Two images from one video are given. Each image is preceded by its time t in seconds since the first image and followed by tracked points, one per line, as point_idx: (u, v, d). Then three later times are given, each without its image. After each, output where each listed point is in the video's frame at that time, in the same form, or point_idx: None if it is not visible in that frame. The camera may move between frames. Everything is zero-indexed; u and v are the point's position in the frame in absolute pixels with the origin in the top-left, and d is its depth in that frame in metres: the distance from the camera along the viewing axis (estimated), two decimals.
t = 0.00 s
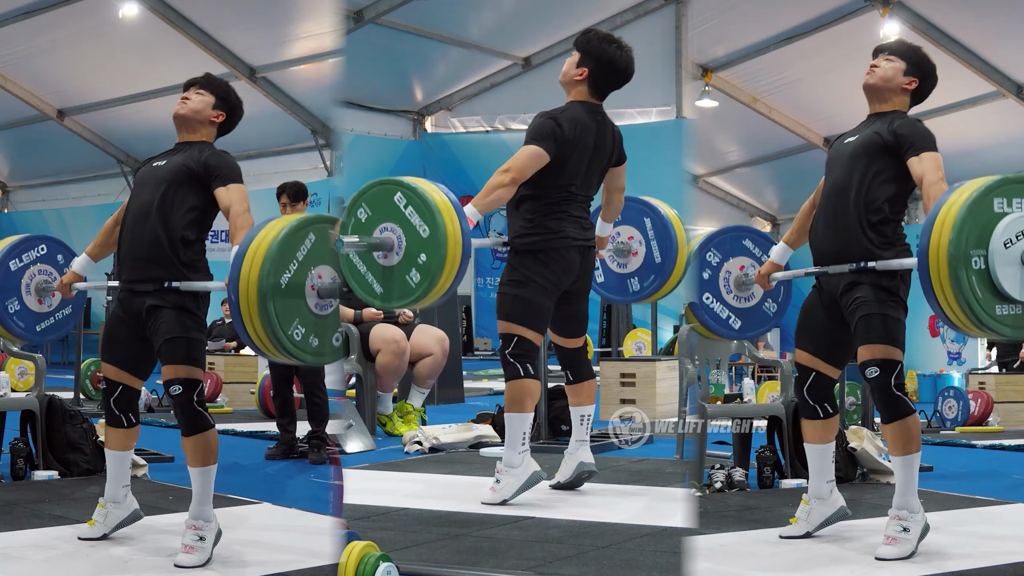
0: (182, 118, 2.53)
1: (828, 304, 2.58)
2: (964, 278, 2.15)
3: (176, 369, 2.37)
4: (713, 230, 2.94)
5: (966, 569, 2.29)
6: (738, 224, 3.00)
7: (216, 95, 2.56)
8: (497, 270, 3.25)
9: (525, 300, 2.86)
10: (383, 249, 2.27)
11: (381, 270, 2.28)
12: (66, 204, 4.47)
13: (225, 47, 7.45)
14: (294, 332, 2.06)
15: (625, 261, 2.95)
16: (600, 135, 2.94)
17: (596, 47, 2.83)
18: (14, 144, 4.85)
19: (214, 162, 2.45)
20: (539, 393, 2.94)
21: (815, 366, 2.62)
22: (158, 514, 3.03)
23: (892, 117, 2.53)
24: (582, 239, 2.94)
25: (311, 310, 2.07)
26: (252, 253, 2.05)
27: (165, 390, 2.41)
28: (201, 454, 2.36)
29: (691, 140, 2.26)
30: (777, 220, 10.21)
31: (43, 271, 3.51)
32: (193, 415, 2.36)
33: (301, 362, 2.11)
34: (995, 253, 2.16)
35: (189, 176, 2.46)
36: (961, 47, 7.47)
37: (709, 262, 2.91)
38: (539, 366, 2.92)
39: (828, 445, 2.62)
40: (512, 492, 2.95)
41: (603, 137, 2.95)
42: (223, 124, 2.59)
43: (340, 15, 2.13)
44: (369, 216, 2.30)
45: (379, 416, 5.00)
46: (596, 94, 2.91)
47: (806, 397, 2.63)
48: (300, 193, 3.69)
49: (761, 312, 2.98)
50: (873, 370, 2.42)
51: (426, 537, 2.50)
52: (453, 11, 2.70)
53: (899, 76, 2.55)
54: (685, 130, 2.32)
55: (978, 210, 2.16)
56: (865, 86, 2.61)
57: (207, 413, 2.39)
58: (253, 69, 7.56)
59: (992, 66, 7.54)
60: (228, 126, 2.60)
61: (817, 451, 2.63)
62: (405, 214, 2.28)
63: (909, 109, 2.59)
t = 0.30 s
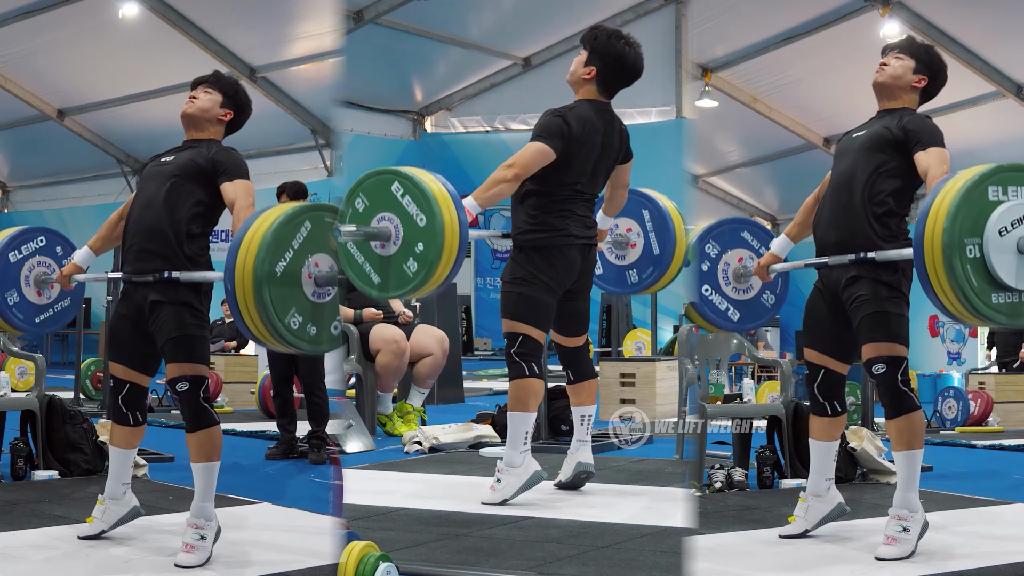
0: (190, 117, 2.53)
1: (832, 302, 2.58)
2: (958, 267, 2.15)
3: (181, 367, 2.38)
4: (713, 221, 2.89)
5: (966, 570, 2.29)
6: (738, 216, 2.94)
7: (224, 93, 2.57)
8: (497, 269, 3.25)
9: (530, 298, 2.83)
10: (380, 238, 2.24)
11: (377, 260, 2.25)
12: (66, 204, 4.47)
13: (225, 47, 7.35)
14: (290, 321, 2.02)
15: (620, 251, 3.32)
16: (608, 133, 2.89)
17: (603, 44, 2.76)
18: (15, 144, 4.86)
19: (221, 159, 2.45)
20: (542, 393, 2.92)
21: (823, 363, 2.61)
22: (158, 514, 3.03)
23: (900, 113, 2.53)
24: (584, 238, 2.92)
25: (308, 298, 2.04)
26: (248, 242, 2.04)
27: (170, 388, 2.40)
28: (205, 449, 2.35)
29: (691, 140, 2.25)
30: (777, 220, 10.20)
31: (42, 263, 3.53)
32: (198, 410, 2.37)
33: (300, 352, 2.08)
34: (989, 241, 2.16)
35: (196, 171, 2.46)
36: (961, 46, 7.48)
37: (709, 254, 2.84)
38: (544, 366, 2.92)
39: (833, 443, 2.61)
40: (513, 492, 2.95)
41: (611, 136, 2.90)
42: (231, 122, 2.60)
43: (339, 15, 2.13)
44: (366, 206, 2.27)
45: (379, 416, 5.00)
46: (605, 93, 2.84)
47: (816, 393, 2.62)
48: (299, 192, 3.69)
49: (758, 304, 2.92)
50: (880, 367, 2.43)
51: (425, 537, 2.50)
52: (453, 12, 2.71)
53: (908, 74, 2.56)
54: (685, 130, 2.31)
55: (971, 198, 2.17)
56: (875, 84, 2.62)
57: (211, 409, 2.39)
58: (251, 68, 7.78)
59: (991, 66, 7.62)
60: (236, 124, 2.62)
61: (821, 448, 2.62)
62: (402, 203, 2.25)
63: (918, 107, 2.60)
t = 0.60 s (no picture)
0: (197, 118, 2.55)
1: (835, 300, 2.58)
2: (955, 256, 2.15)
3: (181, 365, 2.37)
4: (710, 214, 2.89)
5: (966, 570, 2.29)
6: (735, 209, 2.96)
7: (229, 94, 2.57)
8: (497, 270, 3.27)
9: (530, 299, 2.81)
10: (378, 229, 2.22)
11: (377, 250, 2.23)
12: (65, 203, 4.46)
13: (225, 47, 7.40)
14: (290, 309, 2.01)
15: (619, 244, 3.29)
16: (614, 134, 2.88)
17: (608, 45, 2.77)
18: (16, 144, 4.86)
19: (229, 158, 2.47)
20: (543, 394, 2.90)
21: (826, 362, 2.62)
22: (158, 514, 3.03)
23: (909, 112, 2.52)
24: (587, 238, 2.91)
25: (305, 286, 2.05)
26: (245, 232, 2.01)
27: (172, 387, 2.40)
28: (205, 448, 2.36)
29: (692, 140, 2.24)
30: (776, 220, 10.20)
31: (41, 255, 3.50)
32: (201, 408, 2.36)
33: (297, 338, 2.08)
34: (985, 229, 2.16)
35: (202, 169, 2.47)
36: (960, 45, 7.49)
37: (708, 246, 2.85)
38: (544, 367, 2.89)
39: (835, 442, 2.61)
40: (514, 493, 2.94)
41: (616, 137, 2.89)
42: (237, 122, 2.61)
43: (339, 15, 2.12)
44: (363, 196, 2.24)
45: (379, 416, 5.01)
46: (610, 95, 2.86)
47: (820, 392, 2.62)
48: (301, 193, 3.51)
49: (757, 296, 2.93)
50: (884, 364, 2.43)
51: (425, 537, 2.50)
52: (453, 11, 2.72)
53: (916, 75, 2.55)
54: (685, 129, 2.30)
55: (967, 186, 2.16)
56: (883, 84, 2.62)
57: (213, 407, 2.39)
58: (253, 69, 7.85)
59: (991, 66, 7.67)
60: (243, 124, 2.62)
61: (823, 448, 2.63)
62: (400, 192, 2.23)
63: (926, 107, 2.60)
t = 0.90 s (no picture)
0: (200, 122, 2.56)
1: (836, 301, 2.58)
2: (954, 244, 2.15)
3: (181, 365, 2.37)
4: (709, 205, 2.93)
5: (966, 570, 2.29)
6: (735, 200, 2.99)
7: (233, 96, 2.58)
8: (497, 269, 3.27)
9: (529, 303, 2.81)
10: (377, 219, 2.19)
11: (375, 240, 2.20)
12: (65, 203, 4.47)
13: (226, 48, 7.45)
14: (290, 298, 2.02)
15: (618, 236, 3.33)
16: (620, 137, 2.86)
17: (611, 48, 2.76)
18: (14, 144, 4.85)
19: (234, 158, 2.46)
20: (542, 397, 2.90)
21: (827, 362, 2.61)
22: (159, 515, 3.03)
23: (916, 113, 2.52)
24: (589, 242, 2.91)
25: (305, 274, 2.04)
26: (244, 220, 2.02)
27: (173, 388, 2.39)
28: (205, 449, 2.35)
29: (691, 140, 2.23)
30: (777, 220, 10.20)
31: (39, 247, 3.45)
32: (201, 410, 2.36)
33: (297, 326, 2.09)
34: (984, 217, 2.17)
35: (207, 171, 2.47)
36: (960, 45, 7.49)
37: (705, 237, 2.90)
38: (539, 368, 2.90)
39: (837, 443, 2.62)
40: (516, 494, 2.94)
41: (622, 140, 2.87)
42: (242, 125, 2.61)
43: (339, 15, 2.12)
44: (361, 186, 2.21)
45: (379, 416, 5.01)
46: (616, 98, 2.82)
47: (820, 393, 2.62)
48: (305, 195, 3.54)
49: (756, 288, 2.96)
50: (886, 364, 2.42)
51: (425, 537, 2.50)
52: (454, 12, 2.72)
53: (923, 77, 2.55)
54: (684, 129, 2.30)
55: (965, 174, 2.17)
56: (890, 87, 2.62)
57: (214, 409, 2.39)
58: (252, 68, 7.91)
59: (991, 66, 7.66)
60: (247, 127, 2.62)
61: (825, 449, 2.63)
62: (398, 181, 2.21)
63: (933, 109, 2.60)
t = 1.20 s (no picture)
0: (203, 127, 2.57)
1: (835, 304, 2.58)
2: (952, 231, 2.15)
3: (181, 366, 2.37)
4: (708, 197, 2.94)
5: (967, 570, 2.29)
6: (734, 192, 2.99)
7: (236, 101, 2.59)
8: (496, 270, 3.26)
9: (528, 307, 2.83)
10: (376, 210, 2.24)
11: (373, 231, 2.25)
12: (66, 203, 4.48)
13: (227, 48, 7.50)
14: (290, 287, 2.09)
15: (616, 229, 3.25)
16: (626, 143, 2.87)
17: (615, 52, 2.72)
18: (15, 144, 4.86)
19: (239, 161, 2.46)
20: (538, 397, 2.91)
21: (824, 365, 2.61)
22: (159, 515, 3.03)
23: (924, 117, 2.52)
24: (592, 248, 2.92)
25: (305, 263, 2.11)
26: (244, 208, 2.08)
27: (173, 389, 2.39)
28: (205, 452, 2.35)
29: (691, 141, 2.24)
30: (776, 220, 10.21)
31: (39, 239, 3.47)
32: (201, 413, 2.36)
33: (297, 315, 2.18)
34: (982, 204, 2.17)
35: (211, 174, 2.47)
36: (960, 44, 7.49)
37: (703, 230, 2.91)
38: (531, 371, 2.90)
39: (836, 445, 2.62)
40: (517, 495, 2.94)
41: (628, 147, 2.89)
42: (244, 130, 2.62)
43: (339, 15, 2.13)
44: (360, 177, 2.24)
45: (379, 416, 5.01)
46: (620, 103, 2.82)
47: (816, 395, 2.61)
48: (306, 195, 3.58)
49: (756, 279, 2.97)
50: (886, 365, 2.41)
51: (426, 537, 2.50)
52: (454, 12, 2.72)
53: (927, 82, 2.55)
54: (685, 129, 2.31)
55: (963, 162, 2.17)
56: (894, 93, 2.61)
57: (213, 412, 2.39)
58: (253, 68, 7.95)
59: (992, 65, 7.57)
60: (250, 131, 2.63)
61: (825, 451, 2.63)
62: (397, 171, 2.24)
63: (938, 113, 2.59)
